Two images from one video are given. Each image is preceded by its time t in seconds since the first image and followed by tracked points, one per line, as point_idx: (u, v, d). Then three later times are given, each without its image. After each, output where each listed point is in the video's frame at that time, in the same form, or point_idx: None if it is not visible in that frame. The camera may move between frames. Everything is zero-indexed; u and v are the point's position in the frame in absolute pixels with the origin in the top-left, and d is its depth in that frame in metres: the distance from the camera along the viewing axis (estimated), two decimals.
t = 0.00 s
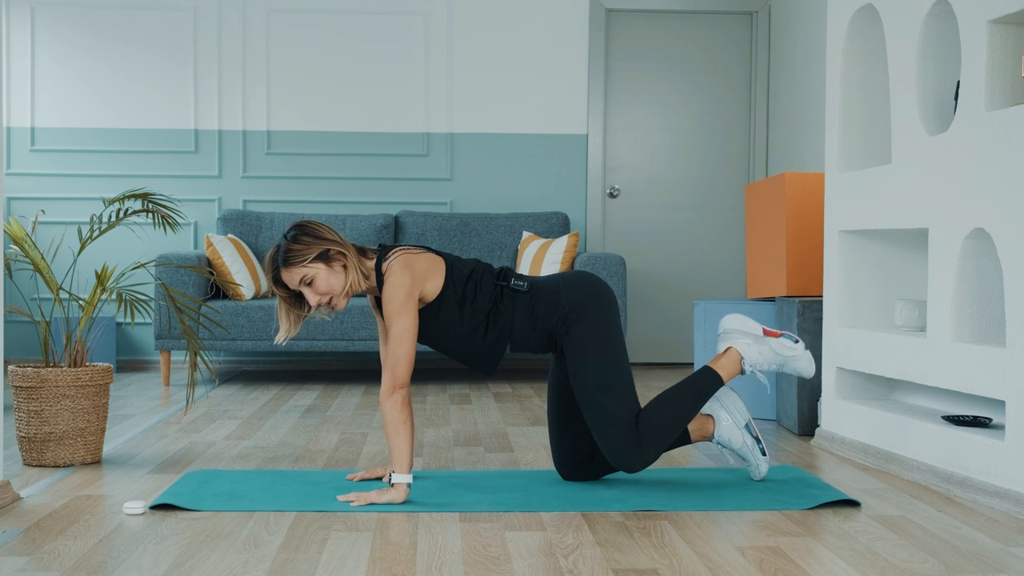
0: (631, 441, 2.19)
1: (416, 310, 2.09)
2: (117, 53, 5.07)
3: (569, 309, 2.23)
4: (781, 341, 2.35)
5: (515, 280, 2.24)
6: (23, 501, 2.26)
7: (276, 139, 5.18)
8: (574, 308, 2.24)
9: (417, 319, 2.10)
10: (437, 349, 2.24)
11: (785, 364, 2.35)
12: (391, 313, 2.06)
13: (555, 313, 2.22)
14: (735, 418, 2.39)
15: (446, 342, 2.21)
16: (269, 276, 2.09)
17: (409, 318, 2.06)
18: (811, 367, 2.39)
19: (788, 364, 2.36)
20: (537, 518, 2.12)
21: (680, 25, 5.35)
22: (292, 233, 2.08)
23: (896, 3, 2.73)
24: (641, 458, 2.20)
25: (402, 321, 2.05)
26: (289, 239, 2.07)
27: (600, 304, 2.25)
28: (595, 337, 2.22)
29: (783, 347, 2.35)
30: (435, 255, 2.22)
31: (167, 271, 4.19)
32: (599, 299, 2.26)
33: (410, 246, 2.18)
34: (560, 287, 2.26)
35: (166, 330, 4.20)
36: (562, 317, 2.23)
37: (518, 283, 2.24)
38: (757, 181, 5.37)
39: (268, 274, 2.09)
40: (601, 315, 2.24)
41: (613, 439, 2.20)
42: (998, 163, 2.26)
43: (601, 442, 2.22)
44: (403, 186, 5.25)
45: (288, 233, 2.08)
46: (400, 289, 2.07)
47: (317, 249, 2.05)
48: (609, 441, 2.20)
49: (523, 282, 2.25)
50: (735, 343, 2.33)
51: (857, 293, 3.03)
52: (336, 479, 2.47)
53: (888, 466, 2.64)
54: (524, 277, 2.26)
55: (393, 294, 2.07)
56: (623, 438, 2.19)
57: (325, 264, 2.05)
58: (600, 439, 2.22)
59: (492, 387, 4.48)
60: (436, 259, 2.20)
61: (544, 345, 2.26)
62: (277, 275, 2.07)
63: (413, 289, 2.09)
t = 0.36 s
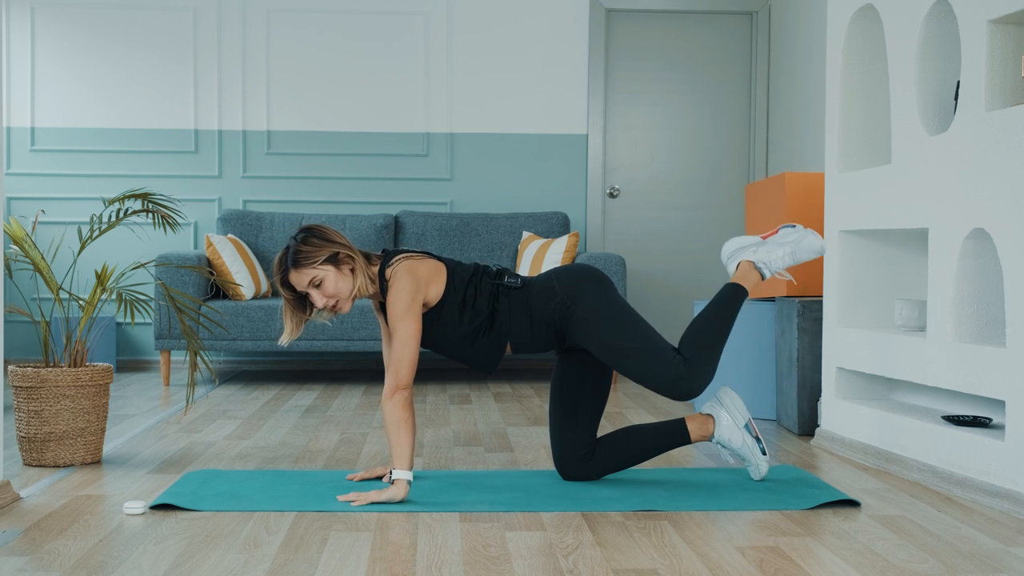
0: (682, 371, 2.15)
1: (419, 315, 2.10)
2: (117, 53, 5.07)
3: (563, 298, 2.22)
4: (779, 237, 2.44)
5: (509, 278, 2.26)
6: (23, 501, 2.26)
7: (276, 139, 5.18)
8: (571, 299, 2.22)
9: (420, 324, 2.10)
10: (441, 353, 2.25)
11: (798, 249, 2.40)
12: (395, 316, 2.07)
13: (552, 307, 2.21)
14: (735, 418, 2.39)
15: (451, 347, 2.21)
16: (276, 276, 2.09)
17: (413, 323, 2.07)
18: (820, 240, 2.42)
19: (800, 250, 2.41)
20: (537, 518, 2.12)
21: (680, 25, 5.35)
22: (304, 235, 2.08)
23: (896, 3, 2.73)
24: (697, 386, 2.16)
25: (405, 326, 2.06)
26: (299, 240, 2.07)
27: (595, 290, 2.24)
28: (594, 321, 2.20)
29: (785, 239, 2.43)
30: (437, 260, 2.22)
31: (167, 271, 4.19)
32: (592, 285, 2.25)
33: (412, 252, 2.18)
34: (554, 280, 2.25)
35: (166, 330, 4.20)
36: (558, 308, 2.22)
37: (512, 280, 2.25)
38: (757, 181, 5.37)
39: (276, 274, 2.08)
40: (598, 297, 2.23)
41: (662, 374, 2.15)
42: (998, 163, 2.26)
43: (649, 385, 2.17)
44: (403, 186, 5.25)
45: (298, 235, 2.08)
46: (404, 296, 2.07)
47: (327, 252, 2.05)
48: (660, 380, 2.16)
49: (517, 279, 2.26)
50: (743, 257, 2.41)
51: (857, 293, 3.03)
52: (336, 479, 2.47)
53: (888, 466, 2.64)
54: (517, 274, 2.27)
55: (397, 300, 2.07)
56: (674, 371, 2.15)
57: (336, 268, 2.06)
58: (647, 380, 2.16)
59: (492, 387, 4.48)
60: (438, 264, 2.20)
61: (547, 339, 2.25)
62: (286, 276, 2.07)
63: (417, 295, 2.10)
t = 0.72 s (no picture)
0: (697, 345, 2.16)
1: (418, 317, 2.10)
2: (117, 53, 5.07)
3: (561, 296, 2.22)
4: (740, 192, 2.47)
5: (506, 278, 2.26)
6: (23, 501, 2.26)
7: (276, 139, 5.18)
8: (567, 297, 2.22)
9: (419, 327, 2.10)
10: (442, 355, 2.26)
11: (764, 197, 2.44)
12: (393, 319, 2.07)
13: (549, 306, 2.21)
14: (735, 418, 2.39)
15: (452, 347, 2.21)
16: (279, 278, 2.09)
17: (411, 325, 2.07)
18: (779, 181, 2.46)
19: (765, 197, 2.44)
20: (537, 518, 2.12)
21: (680, 25, 5.35)
22: (308, 237, 2.08)
23: (896, 3, 2.73)
24: (714, 357, 2.17)
25: (404, 327, 2.06)
26: (303, 241, 2.07)
27: (592, 287, 2.23)
28: (593, 317, 2.20)
29: (746, 192, 2.46)
30: (436, 262, 2.23)
31: (167, 271, 4.19)
32: (590, 282, 2.25)
33: (412, 254, 2.19)
34: (550, 279, 2.25)
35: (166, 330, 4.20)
36: (556, 306, 2.21)
37: (510, 280, 2.25)
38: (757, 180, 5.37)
39: (279, 276, 2.08)
40: (594, 293, 2.23)
41: (678, 352, 2.16)
42: (998, 163, 2.26)
43: (668, 367, 2.18)
44: (403, 186, 5.25)
45: (301, 238, 2.08)
46: (402, 298, 2.07)
47: (331, 254, 2.05)
48: (677, 360, 2.16)
49: (515, 279, 2.26)
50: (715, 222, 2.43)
51: (857, 293, 3.03)
52: (336, 480, 2.47)
53: (888, 466, 2.64)
54: (515, 274, 2.27)
55: (396, 301, 2.07)
56: (689, 347, 2.16)
57: (339, 270, 2.06)
58: (665, 362, 2.17)
59: (492, 387, 4.48)
60: (437, 266, 2.21)
61: (547, 339, 2.25)
62: (289, 277, 2.07)
63: (415, 298, 2.10)
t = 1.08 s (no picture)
0: (704, 331, 2.18)
1: (418, 317, 2.10)
2: (117, 53, 5.07)
3: (561, 295, 2.21)
4: (733, 183, 2.48)
5: (507, 278, 2.26)
6: (23, 501, 2.26)
7: (276, 139, 5.18)
8: (568, 296, 2.21)
9: (419, 327, 2.10)
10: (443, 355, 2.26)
11: (756, 187, 2.44)
12: (394, 319, 2.07)
13: (550, 305, 2.21)
14: (735, 418, 2.39)
15: (452, 347, 2.21)
16: (279, 276, 2.08)
17: (412, 326, 2.07)
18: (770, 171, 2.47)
19: (758, 186, 2.45)
20: (537, 518, 2.12)
21: (680, 25, 5.35)
22: (308, 234, 2.08)
23: (896, 3, 2.73)
24: (722, 343, 2.19)
25: (404, 328, 2.06)
26: (303, 238, 2.06)
27: (593, 285, 2.23)
28: (594, 315, 2.20)
29: (738, 183, 2.47)
30: (436, 262, 2.23)
31: (167, 271, 4.20)
32: (590, 280, 2.25)
33: (412, 254, 2.19)
34: (551, 278, 2.25)
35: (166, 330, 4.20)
36: (557, 305, 2.20)
37: (511, 280, 2.25)
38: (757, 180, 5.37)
39: (279, 274, 2.07)
40: (596, 290, 2.22)
41: (687, 340, 2.17)
42: (998, 164, 2.26)
43: (678, 356, 2.19)
44: (403, 186, 5.25)
45: (301, 235, 2.08)
46: (403, 298, 2.07)
47: (333, 251, 2.05)
48: (686, 348, 2.18)
49: (516, 279, 2.26)
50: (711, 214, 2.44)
51: (856, 293, 3.03)
52: (336, 480, 2.47)
53: (888, 466, 2.64)
54: (516, 274, 2.27)
55: (397, 301, 2.07)
56: (697, 334, 2.17)
57: (340, 267, 2.06)
58: (674, 350, 2.18)
59: (492, 387, 4.48)
60: (437, 266, 2.21)
61: (548, 339, 2.25)
62: (289, 275, 2.06)
63: (416, 298, 2.10)
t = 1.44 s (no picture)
0: (705, 326, 2.17)
1: (421, 316, 2.10)
2: (118, 53, 5.07)
3: (564, 295, 2.21)
4: (728, 183, 2.48)
5: (510, 278, 2.26)
6: (23, 501, 2.26)
7: (276, 139, 5.18)
8: (570, 296, 2.22)
9: (422, 326, 2.10)
10: (444, 355, 2.26)
11: (751, 184, 2.43)
12: (396, 317, 2.07)
13: (552, 305, 2.21)
14: (735, 418, 2.39)
15: (454, 346, 2.21)
16: (282, 273, 2.07)
17: (414, 324, 2.07)
18: (764, 168, 2.46)
19: (753, 184, 2.44)
20: (538, 518, 2.12)
21: (681, 24, 5.35)
22: (312, 230, 2.08)
23: (896, 3, 2.73)
24: (725, 337, 2.18)
25: (406, 327, 2.06)
26: (307, 233, 2.06)
27: (596, 285, 2.24)
28: (597, 314, 2.20)
29: (733, 183, 2.47)
30: (439, 262, 2.23)
31: (167, 271, 4.20)
32: (593, 280, 2.25)
33: (415, 253, 2.20)
34: (554, 278, 2.26)
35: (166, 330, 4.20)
36: (559, 304, 2.21)
37: (513, 280, 2.25)
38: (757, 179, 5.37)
39: (282, 270, 2.07)
40: (598, 289, 2.23)
41: (689, 335, 2.17)
42: (997, 164, 2.26)
43: (680, 351, 2.18)
44: (403, 186, 5.25)
45: (304, 231, 2.08)
46: (406, 297, 2.07)
47: (337, 245, 2.05)
48: (687, 343, 2.17)
49: (518, 279, 2.26)
50: (706, 214, 2.45)
51: (857, 293, 3.03)
52: (336, 480, 2.47)
53: (888, 466, 2.64)
54: (518, 274, 2.28)
55: (400, 300, 2.07)
56: (699, 328, 2.17)
57: (345, 262, 2.06)
58: (676, 346, 2.18)
59: (492, 387, 4.48)
60: (439, 265, 2.21)
61: (550, 339, 2.25)
62: (293, 270, 2.05)
63: (419, 295, 2.10)
